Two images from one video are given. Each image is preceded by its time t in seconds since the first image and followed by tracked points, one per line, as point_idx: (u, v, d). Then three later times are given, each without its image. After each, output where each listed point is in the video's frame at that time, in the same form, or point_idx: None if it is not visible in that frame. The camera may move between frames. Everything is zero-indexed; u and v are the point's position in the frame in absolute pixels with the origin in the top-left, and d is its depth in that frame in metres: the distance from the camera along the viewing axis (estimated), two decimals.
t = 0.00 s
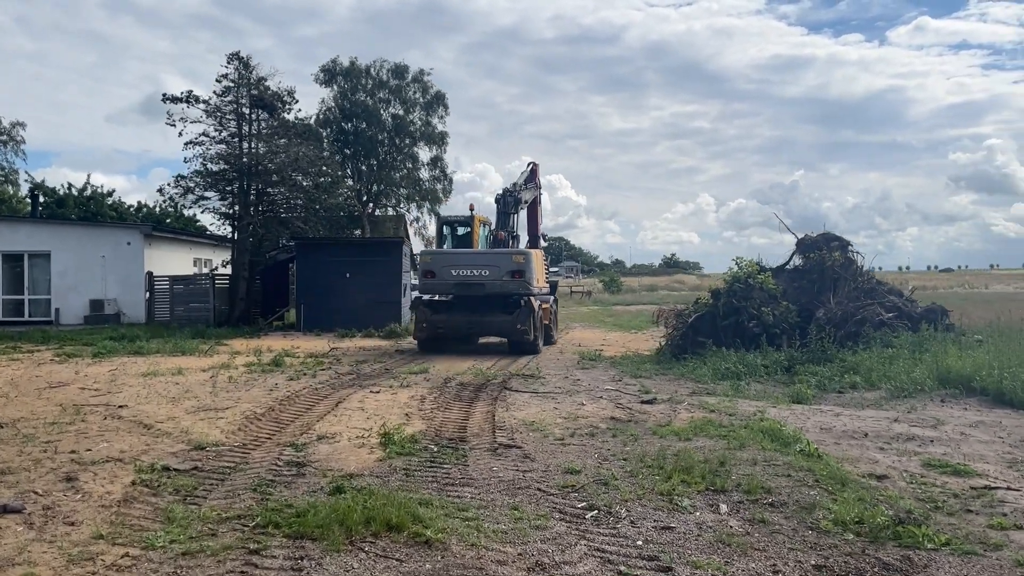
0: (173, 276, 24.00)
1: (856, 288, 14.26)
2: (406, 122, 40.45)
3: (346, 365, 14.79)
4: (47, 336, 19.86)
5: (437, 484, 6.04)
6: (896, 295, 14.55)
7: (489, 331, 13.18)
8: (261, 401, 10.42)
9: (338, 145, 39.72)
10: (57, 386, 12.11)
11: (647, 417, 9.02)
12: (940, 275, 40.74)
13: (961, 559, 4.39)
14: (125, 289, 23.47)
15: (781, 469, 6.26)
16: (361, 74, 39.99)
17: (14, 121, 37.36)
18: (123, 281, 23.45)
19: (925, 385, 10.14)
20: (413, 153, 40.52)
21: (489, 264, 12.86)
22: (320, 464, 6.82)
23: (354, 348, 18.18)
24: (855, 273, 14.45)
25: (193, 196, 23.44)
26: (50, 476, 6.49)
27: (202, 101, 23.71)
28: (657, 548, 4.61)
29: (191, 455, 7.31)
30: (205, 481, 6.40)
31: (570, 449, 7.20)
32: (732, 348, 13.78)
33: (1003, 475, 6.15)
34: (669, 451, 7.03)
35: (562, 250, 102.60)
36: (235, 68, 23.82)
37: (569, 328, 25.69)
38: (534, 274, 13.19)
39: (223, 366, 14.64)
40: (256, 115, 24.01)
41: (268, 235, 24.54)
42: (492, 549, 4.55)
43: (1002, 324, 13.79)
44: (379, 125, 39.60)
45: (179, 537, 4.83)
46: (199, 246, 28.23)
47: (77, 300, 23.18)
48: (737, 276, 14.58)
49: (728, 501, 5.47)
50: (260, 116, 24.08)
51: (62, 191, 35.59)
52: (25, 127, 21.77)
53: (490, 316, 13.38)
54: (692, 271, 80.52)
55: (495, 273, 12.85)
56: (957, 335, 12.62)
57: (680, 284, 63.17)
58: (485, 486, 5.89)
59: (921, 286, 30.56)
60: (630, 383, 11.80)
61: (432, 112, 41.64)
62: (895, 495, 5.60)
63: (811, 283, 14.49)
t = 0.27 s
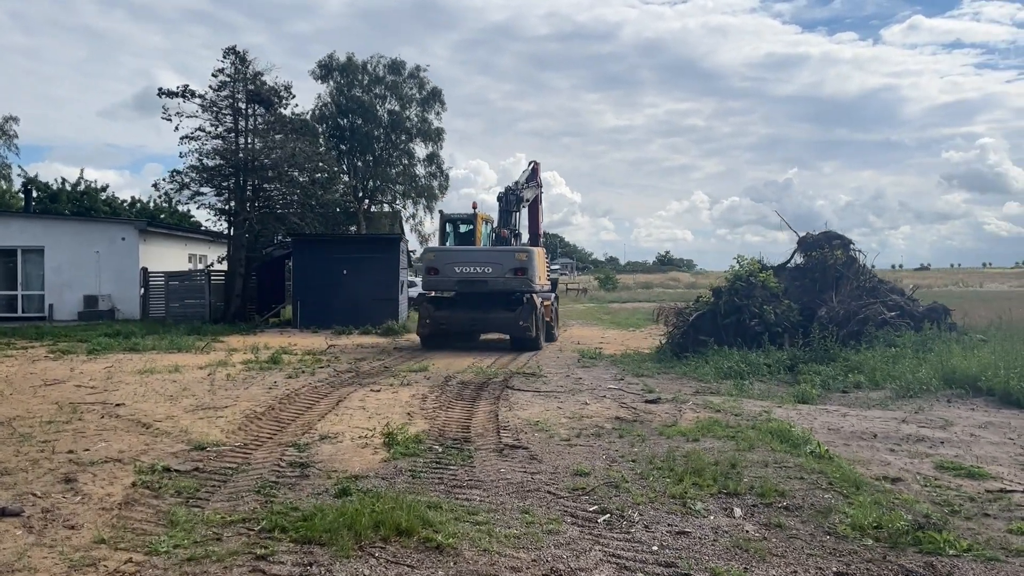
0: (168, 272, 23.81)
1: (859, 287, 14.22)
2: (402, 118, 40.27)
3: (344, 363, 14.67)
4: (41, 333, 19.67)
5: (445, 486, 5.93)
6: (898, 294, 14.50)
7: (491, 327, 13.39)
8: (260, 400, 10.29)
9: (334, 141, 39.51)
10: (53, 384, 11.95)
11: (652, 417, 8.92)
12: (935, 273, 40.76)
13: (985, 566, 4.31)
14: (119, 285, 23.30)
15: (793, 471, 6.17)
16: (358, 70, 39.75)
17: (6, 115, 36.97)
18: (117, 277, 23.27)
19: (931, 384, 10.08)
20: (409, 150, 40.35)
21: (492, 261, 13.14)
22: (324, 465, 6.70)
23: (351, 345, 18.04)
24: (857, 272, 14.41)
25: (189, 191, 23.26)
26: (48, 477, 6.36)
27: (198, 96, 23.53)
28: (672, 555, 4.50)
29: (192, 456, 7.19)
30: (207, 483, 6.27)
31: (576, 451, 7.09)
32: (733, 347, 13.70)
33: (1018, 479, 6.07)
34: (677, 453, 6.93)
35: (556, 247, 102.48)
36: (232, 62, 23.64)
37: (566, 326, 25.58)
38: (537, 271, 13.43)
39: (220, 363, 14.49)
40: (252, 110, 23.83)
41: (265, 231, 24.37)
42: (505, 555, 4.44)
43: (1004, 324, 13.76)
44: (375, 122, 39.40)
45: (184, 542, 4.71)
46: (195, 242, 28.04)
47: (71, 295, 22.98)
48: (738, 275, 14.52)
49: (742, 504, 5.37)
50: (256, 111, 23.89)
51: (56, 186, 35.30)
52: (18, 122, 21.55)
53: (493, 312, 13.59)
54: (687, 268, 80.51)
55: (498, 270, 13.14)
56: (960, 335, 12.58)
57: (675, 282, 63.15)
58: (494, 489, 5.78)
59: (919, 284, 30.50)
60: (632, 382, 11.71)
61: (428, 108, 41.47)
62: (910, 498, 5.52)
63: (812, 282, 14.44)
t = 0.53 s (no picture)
0: (160, 267, 23.54)
1: (859, 284, 14.15)
2: (396, 114, 40.02)
3: (340, 359, 14.49)
4: (30, 328, 19.40)
5: (449, 486, 5.77)
6: (898, 291, 14.42)
7: (492, 322, 13.73)
8: (255, 397, 10.10)
9: (328, 136, 39.26)
10: (44, 380, 11.76)
11: (656, 415, 8.78)
12: (931, 271, 40.70)
13: (1009, 569, 4.19)
14: (111, 280, 23.01)
15: (804, 470, 6.04)
16: (352, 65, 39.51)
17: None
18: (108, 272, 22.97)
19: (936, 382, 9.97)
20: (403, 145, 40.09)
21: (492, 258, 13.50)
22: (324, 464, 6.53)
23: (347, 341, 17.85)
24: (858, 269, 14.33)
25: (182, 186, 23.01)
26: (40, 475, 6.18)
27: (191, 89, 23.27)
28: (687, 557, 4.36)
29: (187, 454, 7.01)
30: (204, 482, 6.10)
31: (581, 449, 6.94)
32: (733, 344, 13.60)
33: None
34: (684, 451, 6.79)
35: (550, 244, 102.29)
36: (225, 55, 23.37)
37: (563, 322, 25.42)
38: (536, 268, 13.78)
39: (214, 359, 14.30)
40: (246, 104, 23.58)
41: (258, 226, 24.14)
42: (515, 558, 4.28)
43: (1005, 321, 13.68)
44: (369, 117, 39.14)
45: (182, 544, 4.55)
46: (187, 237, 27.77)
47: (61, 290, 22.71)
48: (738, 271, 14.41)
49: (755, 504, 5.24)
50: (250, 104, 23.64)
51: (46, 180, 34.94)
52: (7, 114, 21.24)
53: (492, 308, 13.93)
54: (680, 266, 80.46)
55: (499, 266, 13.51)
56: (962, 332, 12.50)
57: (669, 279, 63.08)
58: (500, 489, 5.62)
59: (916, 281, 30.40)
60: (633, 379, 11.60)
61: (422, 104, 41.23)
62: (924, 498, 5.41)
63: (812, 279, 14.35)
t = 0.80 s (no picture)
0: (152, 264, 23.28)
1: (859, 284, 14.05)
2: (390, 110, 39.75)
3: (335, 359, 14.31)
4: (20, 326, 19.13)
5: (453, 493, 5.61)
6: (899, 290, 14.33)
7: (492, 321, 13.92)
8: (251, 398, 9.91)
9: (321, 132, 39.00)
10: (35, 380, 11.55)
11: (659, 417, 8.65)
12: (925, 268, 40.63)
13: None
14: (102, 278, 22.74)
15: (816, 476, 5.92)
16: (346, 61, 39.23)
17: None
18: (100, 269, 22.69)
19: (940, 383, 9.89)
20: (397, 142, 39.84)
21: (492, 257, 13.63)
22: (324, 470, 6.37)
23: (342, 340, 17.65)
24: (858, 268, 14.22)
25: (174, 182, 22.76)
26: (31, 482, 5.99)
27: (184, 85, 23.00)
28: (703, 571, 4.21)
29: (182, 459, 6.83)
30: (200, 489, 5.93)
31: (587, 454, 6.80)
32: (732, 344, 13.48)
33: None
34: (692, 456, 6.65)
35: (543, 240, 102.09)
36: (218, 50, 23.09)
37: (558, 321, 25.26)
38: (536, 266, 13.92)
39: (208, 358, 14.10)
40: (239, 100, 23.32)
41: (252, 223, 23.91)
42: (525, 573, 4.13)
43: (1007, 321, 13.61)
44: (363, 113, 38.87)
45: (178, 557, 4.38)
46: (179, 234, 27.51)
47: (52, 287, 22.44)
48: (738, 270, 14.28)
49: (769, 513, 5.10)
50: (243, 100, 23.38)
51: (36, 176, 34.58)
52: None
53: (493, 306, 14.10)
54: (673, 263, 80.38)
55: (498, 265, 13.64)
56: (964, 333, 12.40)
57: (662, 276, 62.99)
58: (506, 497, 5.47)
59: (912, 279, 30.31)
60: (634, 379, 11.47)
61: (417, 100, 40.98)
62: (941, 506, 5.28)
63: (812, 278, 14.24)
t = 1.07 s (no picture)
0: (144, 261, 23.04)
1: (859, 282, 13.98)
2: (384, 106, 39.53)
3: (331, 357, 14.14)
4: (10, 323, 18.90)
5: (459, 498, 5.49)
6: (899, 288, 14.27)
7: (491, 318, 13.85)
8: (248, 398, 9.76)
9: (314, 128, 38.76)
10: (26, 379, 11.36)
11: (663, 417, 8.54)
12: (918, 266, 40.72)
13: None
14: (94, 274, 22.52)
15: (827, 480, 5.82)
16: (339, 56, 38.98)
17: None
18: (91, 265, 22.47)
19: (944, 383, 9.83)
20: (390, 138, 39.63)
21: (490, 255, 13.54)
22: (326, 474, 6.23)
23: (337, 338, 17.50)
24: (858, 267, 14.14)
25: (167, 178, 22.52)
26: (25, 486, 5.83)
27: (176, 79, 22.76)
28: None
29: (180, 462, 6.69)
30: (199, 493, 5.79)
31: (593, 456, 6.68)
32: (731, 342, 13.40)
33: None
34: (699, 458, 6.54)
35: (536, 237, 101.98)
36: (211, 45, 22.84)
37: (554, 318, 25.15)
38: (534, 264, 13.85)
39: (202, 356, 13.93)
40: (232, 95, 23.09)
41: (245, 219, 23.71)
42: None
43: (1006, 319, 13.57)
44: (356, 109, 38.64)
45: (179, 567, 4.25)
46: (171, 230, 27.24)
47: (42, 284, 22.19)
48: (738, 268, 14.19)
49: (783, 518, 5.00)
50: (237, 95, 23.15)
51: (26, 171, 34.25)
52: None
53: (492, 303, 14.04)
54: (666, 260, 80.40)
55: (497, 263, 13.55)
56: (965, 331, 12.34)
57: (655, 273, 62.99)
58: (514, 502, 5.35)
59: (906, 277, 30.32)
60: (635, 378, 11.36)
61: (411, 96, 40.77)
62: (957, 511, 5.19)
63: (812, 276, 14.16)
